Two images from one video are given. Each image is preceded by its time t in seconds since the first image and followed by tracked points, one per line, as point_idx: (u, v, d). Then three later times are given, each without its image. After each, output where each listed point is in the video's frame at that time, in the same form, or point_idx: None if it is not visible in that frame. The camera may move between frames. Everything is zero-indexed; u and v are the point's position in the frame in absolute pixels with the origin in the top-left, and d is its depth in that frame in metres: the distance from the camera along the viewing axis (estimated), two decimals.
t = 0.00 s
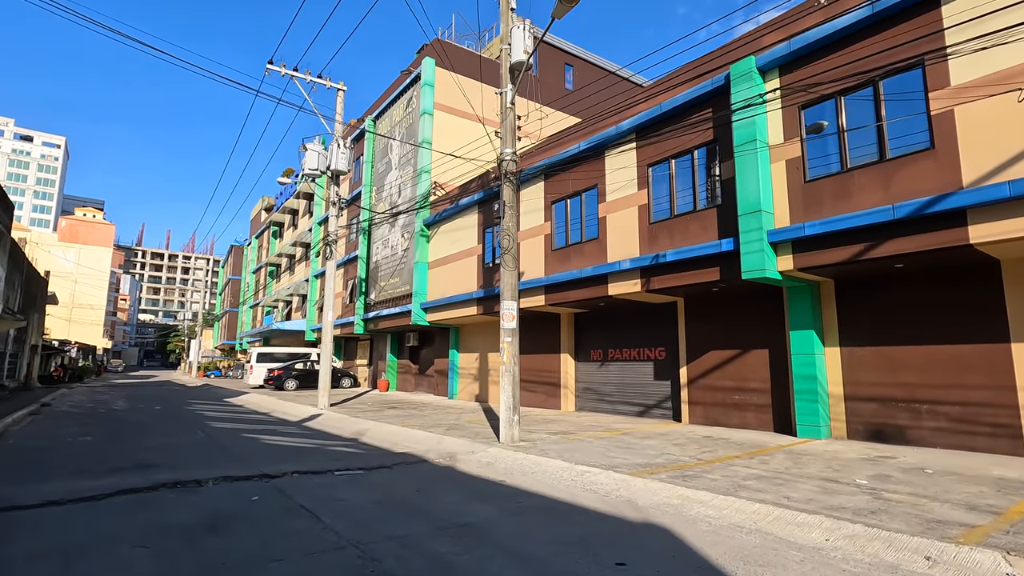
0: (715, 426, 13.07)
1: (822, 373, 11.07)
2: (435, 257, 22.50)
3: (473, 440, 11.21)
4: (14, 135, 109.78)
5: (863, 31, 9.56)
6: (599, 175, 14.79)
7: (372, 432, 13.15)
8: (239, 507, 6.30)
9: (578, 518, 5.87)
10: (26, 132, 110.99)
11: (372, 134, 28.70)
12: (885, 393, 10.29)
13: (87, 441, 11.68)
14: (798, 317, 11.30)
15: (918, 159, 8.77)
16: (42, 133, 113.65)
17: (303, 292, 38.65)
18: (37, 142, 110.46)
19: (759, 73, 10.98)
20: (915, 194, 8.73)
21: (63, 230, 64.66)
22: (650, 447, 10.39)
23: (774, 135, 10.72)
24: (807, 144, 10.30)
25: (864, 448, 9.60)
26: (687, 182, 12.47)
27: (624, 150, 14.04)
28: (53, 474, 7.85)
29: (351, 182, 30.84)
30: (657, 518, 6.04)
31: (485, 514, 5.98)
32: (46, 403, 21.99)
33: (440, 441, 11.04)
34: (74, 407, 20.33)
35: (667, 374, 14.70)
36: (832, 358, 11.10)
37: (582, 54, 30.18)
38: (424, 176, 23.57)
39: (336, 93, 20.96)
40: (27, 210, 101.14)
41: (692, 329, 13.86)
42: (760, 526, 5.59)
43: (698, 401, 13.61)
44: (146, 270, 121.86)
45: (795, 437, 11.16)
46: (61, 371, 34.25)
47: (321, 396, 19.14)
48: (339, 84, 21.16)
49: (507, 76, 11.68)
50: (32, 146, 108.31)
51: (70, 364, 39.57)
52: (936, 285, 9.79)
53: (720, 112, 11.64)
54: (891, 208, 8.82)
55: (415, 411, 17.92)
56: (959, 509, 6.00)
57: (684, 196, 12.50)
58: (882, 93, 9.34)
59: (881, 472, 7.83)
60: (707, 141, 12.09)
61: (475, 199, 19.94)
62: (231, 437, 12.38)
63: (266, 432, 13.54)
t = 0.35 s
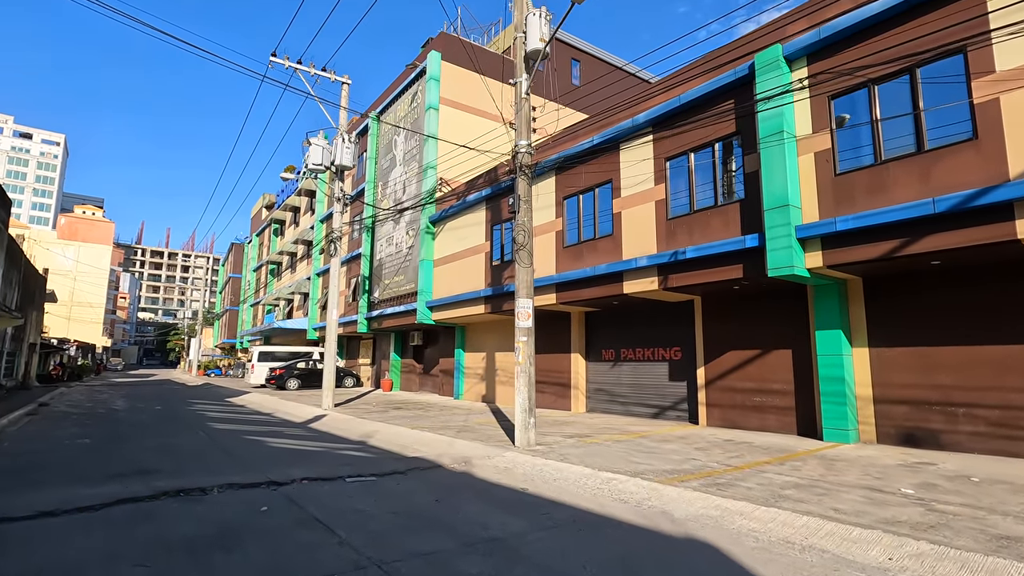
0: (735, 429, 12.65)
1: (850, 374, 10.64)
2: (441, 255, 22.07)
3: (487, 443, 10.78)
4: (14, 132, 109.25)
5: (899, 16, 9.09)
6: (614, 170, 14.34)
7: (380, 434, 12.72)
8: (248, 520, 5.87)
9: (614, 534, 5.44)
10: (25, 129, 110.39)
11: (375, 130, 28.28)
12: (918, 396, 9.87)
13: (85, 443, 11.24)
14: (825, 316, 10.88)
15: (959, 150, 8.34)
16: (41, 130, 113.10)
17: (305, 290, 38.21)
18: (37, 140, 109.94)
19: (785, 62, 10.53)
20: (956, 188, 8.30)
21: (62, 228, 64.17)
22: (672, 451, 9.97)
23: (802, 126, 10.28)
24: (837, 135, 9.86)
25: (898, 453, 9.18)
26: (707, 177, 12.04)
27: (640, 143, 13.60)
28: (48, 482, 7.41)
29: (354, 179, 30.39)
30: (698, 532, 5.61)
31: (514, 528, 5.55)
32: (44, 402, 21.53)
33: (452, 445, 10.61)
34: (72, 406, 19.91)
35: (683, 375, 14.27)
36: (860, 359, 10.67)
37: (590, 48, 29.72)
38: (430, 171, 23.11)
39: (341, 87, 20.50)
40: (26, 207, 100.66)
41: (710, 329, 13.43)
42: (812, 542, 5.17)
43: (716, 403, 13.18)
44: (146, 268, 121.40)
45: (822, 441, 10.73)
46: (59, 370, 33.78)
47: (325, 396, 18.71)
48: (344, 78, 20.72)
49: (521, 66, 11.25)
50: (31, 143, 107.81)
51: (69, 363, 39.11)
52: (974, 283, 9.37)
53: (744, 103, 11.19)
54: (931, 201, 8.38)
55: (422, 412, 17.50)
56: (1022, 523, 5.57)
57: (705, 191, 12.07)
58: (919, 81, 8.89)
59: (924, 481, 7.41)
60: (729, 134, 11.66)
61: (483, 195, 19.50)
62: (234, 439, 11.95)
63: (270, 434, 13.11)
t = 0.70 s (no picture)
0: (759, 430, 12.26)
1: (883, 373, 10.26)
2: (450, 252, 21.70)
3: (507, 444, 10.39)
4: (15, 131, 108.86)
5: None
6: (632, 163, 13.95)
7: (393, 435, 12.35)
8: (268, 527, 5.50)
9: (664, 543, 5.05)
10: (26, 128, 110.02)
11: (381, 126, 27.96)
12: (957, 396, 9.48)
13: (89, 444, 10.85)
14: (857, 313, 10.50)
15: (1006, 137, 7.97)
16: (42, 130, 112.89)
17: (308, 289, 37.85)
18: (37, 138, 109.65)
19: (816, 49, 10.16)
20: (1004, 177, 7.92)
21: (63, 226, 63.86)
22: (701, 453, 9.58)
23: (834, 115, 9.91)
24: (872, 123, 9.48)
25: (938, 455, 8.79)
26: (732, 169, 11.67)
27: (660, 135, 13.22)
28: (52, 485, 7.03)
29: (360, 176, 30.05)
30: (751, 540, 5.22)
31: (554, 536, 5.15)
32: (45, 402, 21.13)
33: (471, 446, 10.22)
34: (74, 406, 19.52)
35: (703, 374, 13.89)
36: (893, 357, 10.28)
37: (598, 44, 29.42)
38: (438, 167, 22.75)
39: (349, 81, 20.11)
40: (27, 207, 100.37)
41: (732, 326, 13.05)
42: (879, 552, 4.78)
43: (738, 403, 12.80)
44: (147, 268, 121.08)
45: (853, 443, 10.34)
46: (60, 369, 33.40)
47: (332, 395, 18.32)
48: (352, 71, 20.36)
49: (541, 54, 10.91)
50: (32, 142, 107.46)
51: (70, 362, 38.71)
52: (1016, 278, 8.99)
53: (772, 92, 10.83)
54: (977, 192, 7.99)
55: (432, 412, 17.13)
56: None
57: (729, 183, 11.69)
58: (962, 65, 8.54)
59: (976, 485, 7.02)
60: (755, 125, 11.28)
61: (493, 190, 19.14)
62: (243, 440, 11.58)
63: (279, 434, 12.74)
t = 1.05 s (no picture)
0: (784, 433, 11.83)
1: (918, 374, 9.82)
2: (458, 251, 21.28)
3: (526, 449, 9.97)
4: (16, 132, 108.49)
5: None
6: (650, 157, 13.52)
7: (405, 439, 11.93)
8: (285, 542, 5.08)
9: (719, 561, 4.63)
10: (26, 129, 109.65)
11: (386, 124, 27.56)
12: (999, 398, 9.05)
13: (90, 448, 10.41)
14: (891, 311, 10.07)
15: None
16: (42, 130, 112.54)
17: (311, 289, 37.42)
18: (38, 139, 109.33)
19: (849, 36, 9.75)
20: None
21: (64, 226, 63.42)
22: (731, 458, 9.14)
23: (868, 104, 9.51)
24: (910, 112, 9.06)
25: (982, 461, 8.37)
26: (757, 162, 11.25)
27: (680, 128, 12.77)
28: (52, 495, 6.60)
29: (364, 174, 29.65)
30: (812, 557, 4.80)
31: (598, 554, 4.72)
32: (46, 404, 20.69)
33: (489, 451, 9.80)
34: (75, 408, 19.12)
35: (724, 376, 13.46)
36: (930, 358, 9.86)
37: (607, 40, 29.06)
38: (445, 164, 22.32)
39: (355, 76, 19.64)
40: (27, 207, 99.95)
41: (755, 326, 12.62)
42: (959, 572, 4.35)
43: (761, 405, 12.37)
44: (147, 268, 120.66)
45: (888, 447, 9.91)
46: (61, 370, 33.01)
47: (339, 397, 17.89)
48: (358, 66, 19.94)
49: (560, 43, 10.50)
50: (33, 142, 107.05)
51: (71, 363, 38.26)
52: None
53: (802, 81, 10.40)
54: None
55: (442, 414, 16.71)
56: None
57: (755, 177, 11.26)
58: (1008, 50, 8.12)
59: None
60: (783, 116, 10.83)
61: (503, 187, 18.71)
62: (249, 444, 11.15)
63: (287, 437, 12.30)
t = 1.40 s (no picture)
0: (812, 438, 11.37)
1: (960, 378, 9.36)
2: (468, 249, 20.86)
3: (547, 456, 9.53)
4: (21, 131, 108.54)
5: None
6: (671, 152, 13.05)
7: (418, 443, 11.51)
8: (303, 562, 4.65)
9: None
10: (31, 128, 109.75)
11: (393, 121, 27.16)
12: None
13: (92, 453, 10.00)
14: (930, 312, 9.60)
15: None
16: (47, 129, 112.60)
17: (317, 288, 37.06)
18: (42, 138, 109.45)
19: (888, 22, 9.26)
20: None
21: (69, 225, 63.19)
22: (764, 466, 8.68)
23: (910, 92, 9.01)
24: (955, 102, 8.59)
25: None
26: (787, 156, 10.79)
27: (703, 122, 12.32)
28: (52, 507, 6.20)
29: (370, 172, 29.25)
30: None
31: None
32: (49, 404, 20.31)
33: (508, 457, 9.36)
34: (78, 408, 18.78)
35: (747, 378, 13.00)
36: (972, 361, 9.39)
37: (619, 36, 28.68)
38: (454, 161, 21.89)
39: (363, 70, 19.21)
40: (32, 206, 99.95)
41: (781, 327, 12.16)
42: None
43: (788, 409, 11.92)
44: (151, 267, 120.65)
45: (927, 454, 9.45)
46: (65, 369, 32.73)
47: (347, 398, 17.49)
48: (367, 60, 19.51)
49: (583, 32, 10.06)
50: (37, 142, 107.06)
51: (74, 362, 37.93)
52: None
53: (836, 71, 9.93)
54: None
55: (453, 416, 16.31)
56: None
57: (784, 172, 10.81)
58: None
59: None
60: (815, 107, 10.37)
61: (515, 184, 18.28)
62: (258, 448, 10.72)
63: (296, 441, 11.87)
